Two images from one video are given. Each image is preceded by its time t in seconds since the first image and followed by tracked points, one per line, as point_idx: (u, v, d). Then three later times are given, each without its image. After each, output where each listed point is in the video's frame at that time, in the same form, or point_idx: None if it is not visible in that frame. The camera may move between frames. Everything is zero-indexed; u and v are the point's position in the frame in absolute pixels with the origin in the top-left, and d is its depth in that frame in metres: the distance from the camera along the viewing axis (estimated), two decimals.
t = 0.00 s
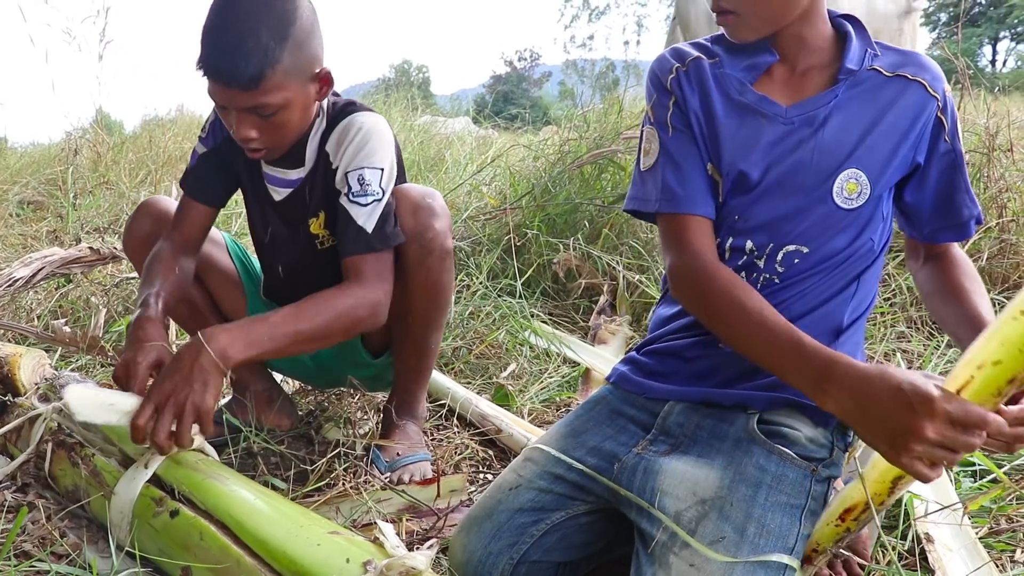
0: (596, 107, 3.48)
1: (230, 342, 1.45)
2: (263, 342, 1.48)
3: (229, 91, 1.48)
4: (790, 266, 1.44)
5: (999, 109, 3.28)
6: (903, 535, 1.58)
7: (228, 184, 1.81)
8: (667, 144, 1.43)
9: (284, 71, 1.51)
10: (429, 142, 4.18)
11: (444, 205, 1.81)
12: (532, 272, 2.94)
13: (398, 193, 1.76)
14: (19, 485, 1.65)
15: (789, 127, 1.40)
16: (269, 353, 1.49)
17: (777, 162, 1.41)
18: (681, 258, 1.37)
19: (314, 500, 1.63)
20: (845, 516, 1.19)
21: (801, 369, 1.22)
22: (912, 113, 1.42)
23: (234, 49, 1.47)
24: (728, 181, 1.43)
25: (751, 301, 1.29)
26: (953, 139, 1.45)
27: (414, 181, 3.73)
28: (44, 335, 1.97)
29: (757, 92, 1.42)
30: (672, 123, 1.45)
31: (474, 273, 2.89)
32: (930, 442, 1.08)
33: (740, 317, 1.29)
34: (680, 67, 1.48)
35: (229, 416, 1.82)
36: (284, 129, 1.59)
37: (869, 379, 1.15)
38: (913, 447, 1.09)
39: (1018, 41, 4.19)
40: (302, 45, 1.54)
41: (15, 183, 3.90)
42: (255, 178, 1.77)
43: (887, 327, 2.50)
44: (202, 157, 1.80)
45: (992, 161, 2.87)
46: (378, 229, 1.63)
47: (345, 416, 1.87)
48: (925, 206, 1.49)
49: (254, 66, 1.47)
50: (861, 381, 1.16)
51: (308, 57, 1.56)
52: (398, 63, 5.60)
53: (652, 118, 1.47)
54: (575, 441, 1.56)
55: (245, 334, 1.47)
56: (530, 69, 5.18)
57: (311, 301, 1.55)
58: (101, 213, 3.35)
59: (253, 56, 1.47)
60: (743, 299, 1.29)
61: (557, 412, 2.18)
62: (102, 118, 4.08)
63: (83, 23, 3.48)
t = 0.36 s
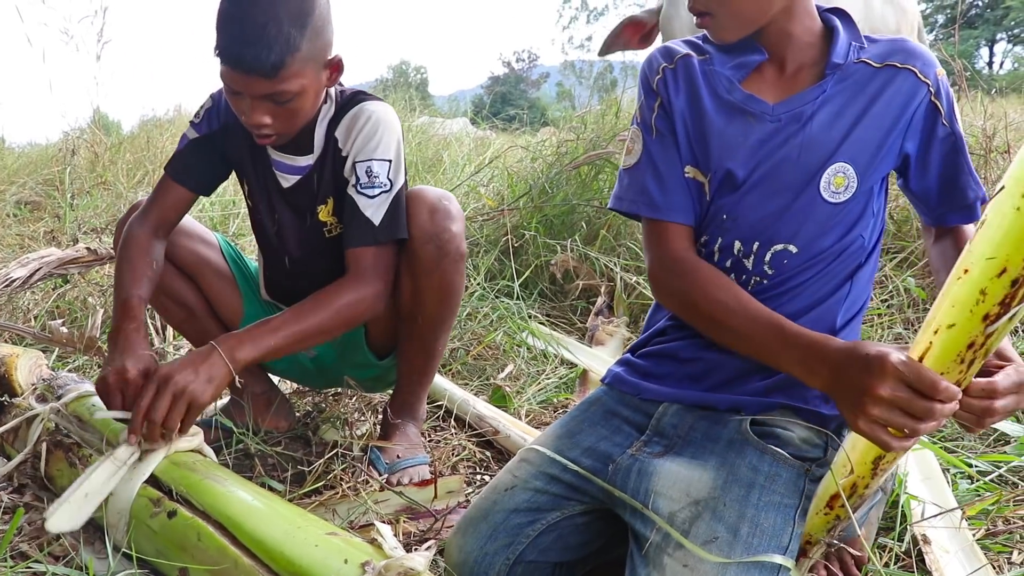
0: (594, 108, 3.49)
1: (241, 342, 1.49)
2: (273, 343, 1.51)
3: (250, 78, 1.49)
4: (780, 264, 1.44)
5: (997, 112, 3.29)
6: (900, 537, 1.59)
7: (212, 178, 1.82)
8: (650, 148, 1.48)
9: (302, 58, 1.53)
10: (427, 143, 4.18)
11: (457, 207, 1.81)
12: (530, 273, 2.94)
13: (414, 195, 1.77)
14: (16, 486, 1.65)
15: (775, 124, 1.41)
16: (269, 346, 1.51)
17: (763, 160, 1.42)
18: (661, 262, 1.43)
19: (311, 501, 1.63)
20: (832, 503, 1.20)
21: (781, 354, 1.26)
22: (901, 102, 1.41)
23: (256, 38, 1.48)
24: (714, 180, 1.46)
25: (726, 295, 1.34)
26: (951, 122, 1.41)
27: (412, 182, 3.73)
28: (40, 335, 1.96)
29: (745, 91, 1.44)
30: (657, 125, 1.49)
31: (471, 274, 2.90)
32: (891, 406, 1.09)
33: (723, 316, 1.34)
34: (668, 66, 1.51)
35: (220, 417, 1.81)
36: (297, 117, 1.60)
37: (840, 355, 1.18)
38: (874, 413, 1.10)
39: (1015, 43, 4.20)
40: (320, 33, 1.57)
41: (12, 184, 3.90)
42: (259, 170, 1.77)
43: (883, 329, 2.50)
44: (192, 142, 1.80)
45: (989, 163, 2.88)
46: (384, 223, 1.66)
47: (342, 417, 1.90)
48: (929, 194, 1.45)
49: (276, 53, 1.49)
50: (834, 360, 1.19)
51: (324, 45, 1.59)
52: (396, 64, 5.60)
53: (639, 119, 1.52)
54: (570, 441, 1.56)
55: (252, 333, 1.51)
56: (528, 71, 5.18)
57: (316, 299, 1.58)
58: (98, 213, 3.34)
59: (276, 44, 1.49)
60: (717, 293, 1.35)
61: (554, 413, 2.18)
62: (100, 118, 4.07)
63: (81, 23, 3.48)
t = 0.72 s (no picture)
0: (593, 109, 3.49)
1: (251, 371, 1.46)
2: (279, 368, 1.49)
3: (236, 68, 1.49)
4: (769, 258, 1.44)
5: (995, 112, 3.29)
6: (898, 538, 1.59)
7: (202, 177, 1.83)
8: (641, 146, 1.49)
9: (291, 50, 1.53)
10: (426, 144, 4.18)
11: (447, 208, 1.80)
12: (528, 273, 2.94)
13: (403, 199, 1.75)
14: (14, 487, 1.63)
15: (759, 117, 1.42)
16: (272, 361, 1.49)
17: (748, 153, 1.43)
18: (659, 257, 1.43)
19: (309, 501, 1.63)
20: (830, 501, 1.18)
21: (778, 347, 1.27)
22: (883, 95, 1.41)
23: (244, 29, 1.48)
24: (702, 175, 1.46)
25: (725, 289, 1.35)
26: (935, 113, 1.41)
27: (410, 182, 3.73)
28: (38, 335, 1.96)
29: (728, 86, 1.45)
30: (647, 124, 1.50)
31: (470, 274, 2.90)
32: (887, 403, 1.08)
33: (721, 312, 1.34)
34: (653, 68, 1.53)
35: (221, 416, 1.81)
36: (285, 112, 1.59)
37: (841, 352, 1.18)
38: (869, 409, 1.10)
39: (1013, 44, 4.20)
40: (309, 27, 1.57)
41: (11, 184, 3.89)
42: (253, 169, 1.77)
43: (882, 329, 2.50)
44: (185, 140, 1.80)
45: (988, 164, 2.88)
46: (379, 222, 1.63)
47: (340, 417, 1.91)
48: (915, 186, 1.46)
49: (263, 44, 1.49)
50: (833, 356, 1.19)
51: (313, 39, 1.58)
52: (395, 65, 5.60)
53: (630, 121, 1.53)
54: (568, 441, 1.56)
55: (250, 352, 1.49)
56: (527, 71, 5.18)
57: (311, 308, 1.55)
58: (97, 213, 3.34)
59: (263, 36, 1.49)
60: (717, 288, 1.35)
61: (552, 413, 2.18)
62: (99, 118, 4.07)
63: (80, 23, 3.48)
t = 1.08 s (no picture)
0: (592, 106, 3.49)
1: (185, 363, 1.38)
2: (221, 373, 1.40)
3: (225, 71, 1.48)
4: (788, 252, 1.44)
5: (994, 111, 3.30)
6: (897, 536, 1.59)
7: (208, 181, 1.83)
8: (656, 155, 1.43)
9: (280, 54, 1.52)
10: (426, 141, 4.18)
11: (424, 212, 1.77)
12: (528, 271, 2.95)
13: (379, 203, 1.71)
14: (13, 483, 1.64)
15: (768, 115, 1.42)
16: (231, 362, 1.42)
17: (760, 152, 1.42)
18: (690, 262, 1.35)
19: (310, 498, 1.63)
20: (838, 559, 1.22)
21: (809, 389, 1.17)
22: (879, 86, 1.44)
23: (231, 32, 1.47)
24: (716, 179, 1.44)
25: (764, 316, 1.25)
26: (921, 105, 1.48)
27: (410, 180, 3.74)
28: (38, 332, 1.96)
29: (730, 87, 1.44)
30: (657, 134, 1.45)
31: (469, 272, 2.90)
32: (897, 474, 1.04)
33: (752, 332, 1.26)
34: (654, 80, 1.49)
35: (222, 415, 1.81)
36: (275, 115, 1.58)
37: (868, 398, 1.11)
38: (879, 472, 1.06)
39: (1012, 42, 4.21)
40: (299, 28, 1.57)
41: (10, 181, 3.89)
42: (243, 172, 1.77)
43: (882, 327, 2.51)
44: (186, 150, 1.80)
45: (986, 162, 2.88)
46: (354, 228, 1.59)
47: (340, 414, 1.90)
48: (904, 177, 1.52)
49: (251, 47, 1.48)
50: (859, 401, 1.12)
51: (304, 42, 1.58)
52: (394, 62, 5.60)
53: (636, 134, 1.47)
54: (571, 441, 1.56)
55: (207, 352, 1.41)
56: (526, 69, 5.19)
57: (264, 308, 1.47)
58: (96, 210, 3.34)
59: (251, 37, 1.48)
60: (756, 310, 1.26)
61: (552, 411, 2.18)
62: (99, 115, 4.07)
63: (79, 21, 3.47)
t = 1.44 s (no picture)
0: (593, 102, 3.49)
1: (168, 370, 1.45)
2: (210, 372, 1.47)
3: (192, 64, 1.46)
4: (769, 250, 1.44)
5: (996, 105, 3.29)
6: (898, 530, 1.60)
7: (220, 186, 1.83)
8: (630, 151, 1.53)
9: (248, 47, 1.49)
10: (427, 137, 4.18)
11: (412, 226, 1.76)
12: (529, 266, 2.94)
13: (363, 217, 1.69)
14: (16, 478, 1.65)
15: (751, 115, 1.42)
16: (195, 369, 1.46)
17: (743, 151, 1.42)
18: (624, 259, 1.49)
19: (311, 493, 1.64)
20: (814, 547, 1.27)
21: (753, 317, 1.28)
22: (867, 88, 1.40)
23: (200, 25, 1.45)
24: (695, 175, 1.46)
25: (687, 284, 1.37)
26: (922, 109, 1.38)
27: (411, 175, 3.74)
28: (39, 327, 1.96)
29: (719, 86, 1.45)
30: (637, 129, 1.53)
31: (471, 267, 2.90)
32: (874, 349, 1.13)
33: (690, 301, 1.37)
34: (649, 72, 1.52)
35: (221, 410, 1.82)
36: (252, 108, 1.56)
37: (794, 292, 1.18)
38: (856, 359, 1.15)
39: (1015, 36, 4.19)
40: (269, 21, 1.52)
41: (11, 177, 3.90)
42: (240, 171, 1.79)
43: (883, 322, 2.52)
44: (206, 151, 1.84)
45: (989, 157, 2.88)
46: (336, 228, 1.58)
47: (341, 409, 1.90)
48: (906, 189, 1.41)
49: (216, 40, 1.45)
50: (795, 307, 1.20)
51: (276, 34, 1.53)
52: (395, 57, 5.59)
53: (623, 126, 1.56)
54: (567, 432, 1.56)
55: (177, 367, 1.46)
56: (527, 64, 5.18)
57: (242, 316, 1.51)
58: (97, 206, 3.34)
59: (215, 30, 1.45)
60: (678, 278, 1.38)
61: (553, 405, 2.18)
62: (99, 111, 4.07)
63: (79, 16, 3.46)
